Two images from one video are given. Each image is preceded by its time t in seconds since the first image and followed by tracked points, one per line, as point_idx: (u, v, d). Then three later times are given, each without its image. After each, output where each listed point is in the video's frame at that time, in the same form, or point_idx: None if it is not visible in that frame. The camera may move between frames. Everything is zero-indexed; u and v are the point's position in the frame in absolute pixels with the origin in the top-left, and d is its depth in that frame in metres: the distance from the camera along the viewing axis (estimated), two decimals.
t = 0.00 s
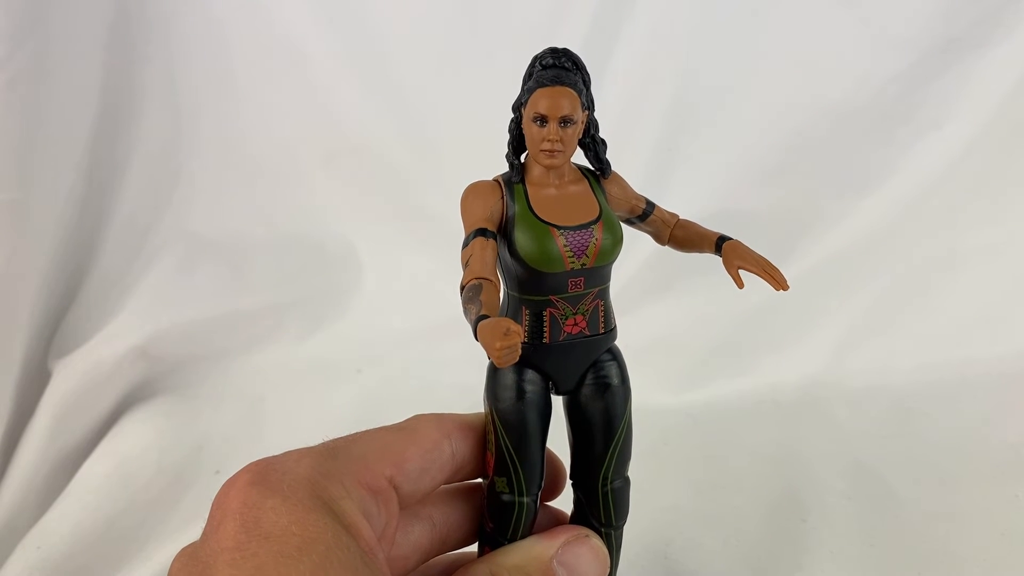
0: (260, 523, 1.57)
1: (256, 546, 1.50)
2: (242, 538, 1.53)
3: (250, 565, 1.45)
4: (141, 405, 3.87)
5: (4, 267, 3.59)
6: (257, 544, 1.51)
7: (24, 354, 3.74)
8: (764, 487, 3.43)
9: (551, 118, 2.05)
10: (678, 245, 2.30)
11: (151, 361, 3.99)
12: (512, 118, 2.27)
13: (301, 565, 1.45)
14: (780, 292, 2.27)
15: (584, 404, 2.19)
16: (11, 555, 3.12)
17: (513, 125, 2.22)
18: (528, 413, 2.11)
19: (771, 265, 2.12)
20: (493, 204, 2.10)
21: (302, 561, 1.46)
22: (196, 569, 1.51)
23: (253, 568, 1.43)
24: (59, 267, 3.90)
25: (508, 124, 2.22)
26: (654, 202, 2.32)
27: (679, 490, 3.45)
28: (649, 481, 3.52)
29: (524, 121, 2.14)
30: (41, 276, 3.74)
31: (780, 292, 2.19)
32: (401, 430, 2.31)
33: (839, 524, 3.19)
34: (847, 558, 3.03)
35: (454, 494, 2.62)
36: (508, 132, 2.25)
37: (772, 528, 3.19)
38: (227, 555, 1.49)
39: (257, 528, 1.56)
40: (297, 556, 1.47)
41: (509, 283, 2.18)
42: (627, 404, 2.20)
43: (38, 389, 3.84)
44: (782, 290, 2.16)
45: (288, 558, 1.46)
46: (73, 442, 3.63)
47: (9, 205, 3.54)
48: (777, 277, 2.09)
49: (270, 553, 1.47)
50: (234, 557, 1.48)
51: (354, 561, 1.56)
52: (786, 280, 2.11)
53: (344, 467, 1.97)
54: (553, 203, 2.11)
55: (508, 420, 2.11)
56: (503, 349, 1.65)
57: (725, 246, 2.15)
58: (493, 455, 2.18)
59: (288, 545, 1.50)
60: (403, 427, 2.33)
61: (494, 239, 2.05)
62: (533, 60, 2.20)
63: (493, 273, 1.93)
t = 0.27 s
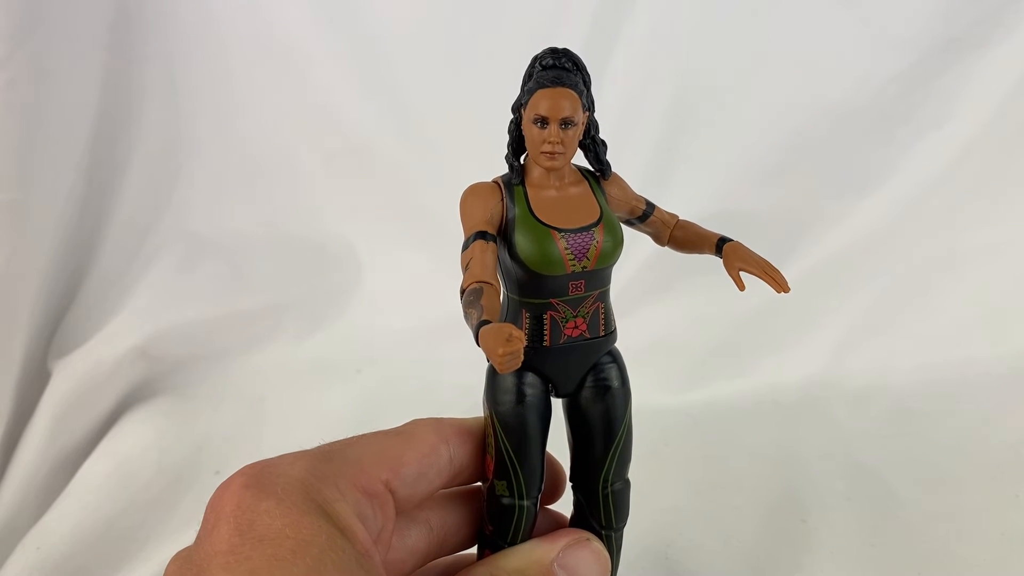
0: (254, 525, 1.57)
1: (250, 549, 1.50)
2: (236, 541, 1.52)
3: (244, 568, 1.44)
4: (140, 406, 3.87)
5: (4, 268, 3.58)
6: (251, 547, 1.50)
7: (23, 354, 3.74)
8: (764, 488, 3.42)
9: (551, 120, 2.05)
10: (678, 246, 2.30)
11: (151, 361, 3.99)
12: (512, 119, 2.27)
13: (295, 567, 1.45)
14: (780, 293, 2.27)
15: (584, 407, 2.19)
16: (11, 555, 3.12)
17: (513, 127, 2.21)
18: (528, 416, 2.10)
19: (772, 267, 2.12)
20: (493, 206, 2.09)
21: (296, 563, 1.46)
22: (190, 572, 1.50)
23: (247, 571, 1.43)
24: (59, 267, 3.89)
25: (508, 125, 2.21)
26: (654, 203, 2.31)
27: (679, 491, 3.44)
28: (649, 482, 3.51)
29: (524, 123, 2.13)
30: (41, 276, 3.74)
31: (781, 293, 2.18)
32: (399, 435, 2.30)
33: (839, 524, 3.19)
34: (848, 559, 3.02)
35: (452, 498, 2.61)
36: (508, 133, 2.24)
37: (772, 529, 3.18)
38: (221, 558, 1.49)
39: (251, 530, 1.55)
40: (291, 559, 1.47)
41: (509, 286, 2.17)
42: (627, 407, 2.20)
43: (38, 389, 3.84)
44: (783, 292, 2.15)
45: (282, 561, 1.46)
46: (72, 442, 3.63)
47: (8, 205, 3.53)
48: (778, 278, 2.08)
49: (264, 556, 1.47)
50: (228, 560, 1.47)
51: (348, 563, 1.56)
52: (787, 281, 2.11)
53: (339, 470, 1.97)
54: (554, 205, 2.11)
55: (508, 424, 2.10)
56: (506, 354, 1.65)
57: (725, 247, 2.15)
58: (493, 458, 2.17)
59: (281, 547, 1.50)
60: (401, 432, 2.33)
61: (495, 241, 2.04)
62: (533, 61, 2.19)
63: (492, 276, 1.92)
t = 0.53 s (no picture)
0: (253, 526, 1.57)
1: (249, 550, 1.50)
2: (236, 542, 1.53)
3: (243, 569, 1.44)
4: (140, 406, 3.87)
5: (4, 268, 3.58)
6: (250, 548, 1.51)
7: (24, 354, 3.74)
8: (764, 487, 3.42)
9: (551, 120, 2.05)
10: (678, 245, 2.30)
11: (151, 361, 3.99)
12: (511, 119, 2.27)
13: (294, 568, 1.45)
14: (780, 293, 2.27)
15: (584, 406, 2.19)
16: (11, 555, 3.12)
17: (513, 127, 2.21)
18: (528, 416, 2.10)
19: (772, 267, 2.12)
20: (493, 206, 2.09)
21: (295, 564, 1.46)
22: (190, 573, 1.50)
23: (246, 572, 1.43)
24: (59, 268, 3.89)
25: (508, 125, 2.21)
26: (653, 203, 2.31)
27: (679, 491, 3.44)
28: (649, 482, 3.51)
29: (523, 123, 2.13)
30: (42, 275, 3.74)
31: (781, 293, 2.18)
32: (400, 437, 2.31)
33: (840, 524, 3.19)
34: (848, 559, 3.02)
35: (453, 499, 2.61)
36: (508, 133, 2.24)
37: (772, 529, 3.18)
38: (220, 559, 1.49)
39: (250, 531, 1.55)
40: (290, 560, 1.47)
41: (509, 286, 2.17)
42: (627, 407, 2.20)
43: (38, 389, 3.84)
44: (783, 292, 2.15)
45: (280, 562, 1.46)
46: (72, 442, 3.63)
47: (9, 205, 3.54)
48: (778, 279, 2.08)
49: (263, 557, 1.47)
50: (227, 561, 1.48)
51: (347, 564, 1.56)
52: (787, 281, 2.11)
53: (339, 471, 1.97)
54: (554, 205, 2.11)
55: (508, 424, 2.10)
56: (508, 355, 1.65)
57: (725, 247, 2.15)
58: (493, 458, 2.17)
59: (280, 548, 1.50)
60: (402, 434, 2.33)
61: (495, 241, 2.04)
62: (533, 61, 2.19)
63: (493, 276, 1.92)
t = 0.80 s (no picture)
0: (253, 527, 1.57)
1: (250, 550, 1.50)
2: (237, 542, 1.53)
3: (243, 569, 1.44)
4: (140, 406, 3.87)
5: (5, 268, 3.59)
6: (250, 548, 1.51)
7: (24, 354, 3.74)
8: (764, 487, 3.43)
9: (547, 119, 2.05)
10: (682, 247, 2.30)
11: (151, 361, 3.99)
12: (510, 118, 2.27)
13: (293, 568, 1.45)
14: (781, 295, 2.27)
15: (582, 406, 2.19)
16: (11, 555, 3.12)
17: (511, 126, 2.21)
18: (525, 415, 2.10)
19: (773, 269, 2.12)
20: (489, 205, 2.09)
21: (294, 565, 1.46)
22: (191, 573, 1.51)
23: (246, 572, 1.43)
24: (59, 268, 3.90)
25: (507, 124, 2.22)
26: (656, 204, 2.31)
27: (678, 491, 3.45)
28: (649, 482, 3.52)
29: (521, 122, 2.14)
30: (42, 275, 3.74)
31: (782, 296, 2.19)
32: (400, 436, 2.31)
33: (839, 524, 3.20)
34: (847, 559, 3.02)
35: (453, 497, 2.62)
36: (506, 133, 2.24)
37: (771, 529, 3.18)
38: (221, 559, 1.49)
39: (251, 531, 1.56)
40: (289, 560, 1.47)
41: (506, 284, 2.17)
42: (625, 407, 2.20)
43: (38, 389, 3.84)
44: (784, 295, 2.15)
45: (280, 562, 1.46)
46: (72, 442, 3.63)
47: (9, 205, 3.54)
48: (778, 281, 2.08)
49: (263, 557, 1.47)
50: (228, 561, 1.48)
51: (347, 564, 1.56)
52: (788, 285, 2.11)
53: (340, 471, 1.97)
54: (550, 204, 2.11)
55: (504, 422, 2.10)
56: (490, 352, 1.65)
57: (727, 248, 2.15)
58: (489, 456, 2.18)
59: (280, 549, 1.50)
60: (402, 433, 2.33)
61: (490, 239, 2.05)
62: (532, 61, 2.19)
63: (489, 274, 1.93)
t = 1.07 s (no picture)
0: (257, 527, 1.57)
1: (253, 551, 1.50)
2: (240, 543, 1.53)
3: (246, 569, 1.44)
4: (140, 406, 3.87)
5: (5, 268, 3.59)
6: (254, 549, 1.51)
7: (24, 354, 3.74)
8: (764, 487, 3.42)
9: (547, 119, 2.05)
10: (684, 247, 2.30)
11: (151, 361, 3.99)
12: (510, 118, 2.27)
13: (296, 568, 1.45)
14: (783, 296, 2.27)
15: (581, 406, 2.19)
16: (11, 555, 3.12)
17: (511, 125, 2.21)
18: (524, 414, 2.10)
19: (775, 270, 2.11)
20: (489, 204, 2.09)
21: (298, 565, 1.46)
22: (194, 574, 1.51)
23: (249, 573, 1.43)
24: (59, 268, 3.89)
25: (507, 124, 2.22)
26: (658, 204, 2.31)
27: (679, 491, 3.45)
28: (649, 482, 3.51)
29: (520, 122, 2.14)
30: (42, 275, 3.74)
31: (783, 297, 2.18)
32: (401, 437, 2.30)
33: (840, 524, 3.19)
34: (847, 559, 3.02)
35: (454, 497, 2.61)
36: (506, 132, 2.24)
37: (772, 529, 3.18)
38: (225, 560, 1.49)
39: (254, 532, 1.55)
40: (293, 560, 1.47)
41: (505, 284, 2.17)
42: (625, 408, 2.19)
43: (38, 389, 3.84)
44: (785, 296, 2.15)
45: (284, 562, 1.46)
46: (72, 442, 3.63)
47: (9, 206, 3.54)
48: (779, 282, 2.08)
49: (266, 557, 1.47)
50: (231, 562, 1.48)
51: (350, 564, 1.56)
52: (789, 286, 2.10)
53: (342, 471, 1.97)
54: (549, 204, 2.11)
55: (503, 422, 2.10)
56: (484, 351, 1.65)
57: (729, 249, 2.15)
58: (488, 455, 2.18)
59: (284, 549, 1.50)
60: (403, 433, 2.33)
61: (489, 239, 2.05)
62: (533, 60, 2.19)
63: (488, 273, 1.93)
